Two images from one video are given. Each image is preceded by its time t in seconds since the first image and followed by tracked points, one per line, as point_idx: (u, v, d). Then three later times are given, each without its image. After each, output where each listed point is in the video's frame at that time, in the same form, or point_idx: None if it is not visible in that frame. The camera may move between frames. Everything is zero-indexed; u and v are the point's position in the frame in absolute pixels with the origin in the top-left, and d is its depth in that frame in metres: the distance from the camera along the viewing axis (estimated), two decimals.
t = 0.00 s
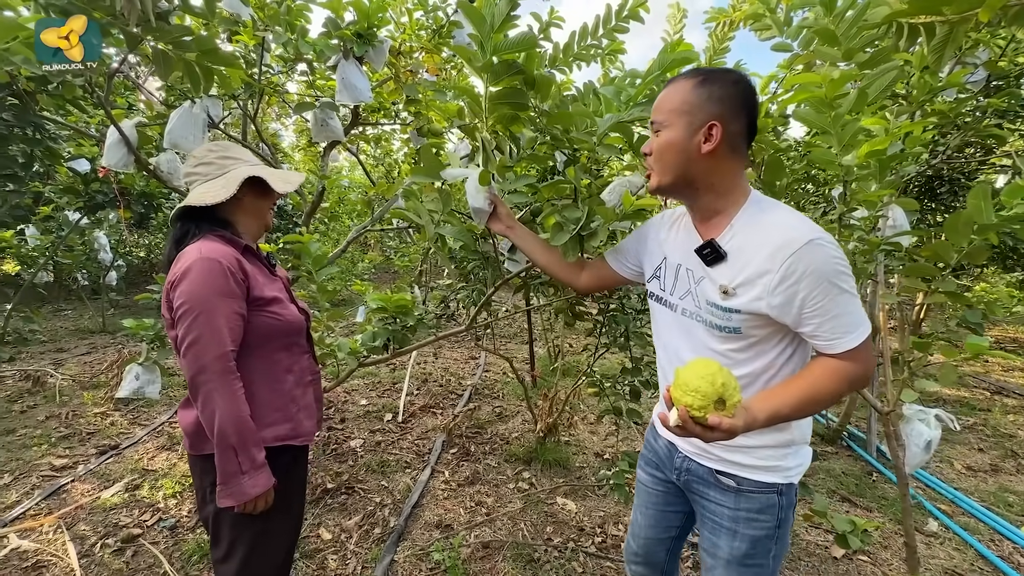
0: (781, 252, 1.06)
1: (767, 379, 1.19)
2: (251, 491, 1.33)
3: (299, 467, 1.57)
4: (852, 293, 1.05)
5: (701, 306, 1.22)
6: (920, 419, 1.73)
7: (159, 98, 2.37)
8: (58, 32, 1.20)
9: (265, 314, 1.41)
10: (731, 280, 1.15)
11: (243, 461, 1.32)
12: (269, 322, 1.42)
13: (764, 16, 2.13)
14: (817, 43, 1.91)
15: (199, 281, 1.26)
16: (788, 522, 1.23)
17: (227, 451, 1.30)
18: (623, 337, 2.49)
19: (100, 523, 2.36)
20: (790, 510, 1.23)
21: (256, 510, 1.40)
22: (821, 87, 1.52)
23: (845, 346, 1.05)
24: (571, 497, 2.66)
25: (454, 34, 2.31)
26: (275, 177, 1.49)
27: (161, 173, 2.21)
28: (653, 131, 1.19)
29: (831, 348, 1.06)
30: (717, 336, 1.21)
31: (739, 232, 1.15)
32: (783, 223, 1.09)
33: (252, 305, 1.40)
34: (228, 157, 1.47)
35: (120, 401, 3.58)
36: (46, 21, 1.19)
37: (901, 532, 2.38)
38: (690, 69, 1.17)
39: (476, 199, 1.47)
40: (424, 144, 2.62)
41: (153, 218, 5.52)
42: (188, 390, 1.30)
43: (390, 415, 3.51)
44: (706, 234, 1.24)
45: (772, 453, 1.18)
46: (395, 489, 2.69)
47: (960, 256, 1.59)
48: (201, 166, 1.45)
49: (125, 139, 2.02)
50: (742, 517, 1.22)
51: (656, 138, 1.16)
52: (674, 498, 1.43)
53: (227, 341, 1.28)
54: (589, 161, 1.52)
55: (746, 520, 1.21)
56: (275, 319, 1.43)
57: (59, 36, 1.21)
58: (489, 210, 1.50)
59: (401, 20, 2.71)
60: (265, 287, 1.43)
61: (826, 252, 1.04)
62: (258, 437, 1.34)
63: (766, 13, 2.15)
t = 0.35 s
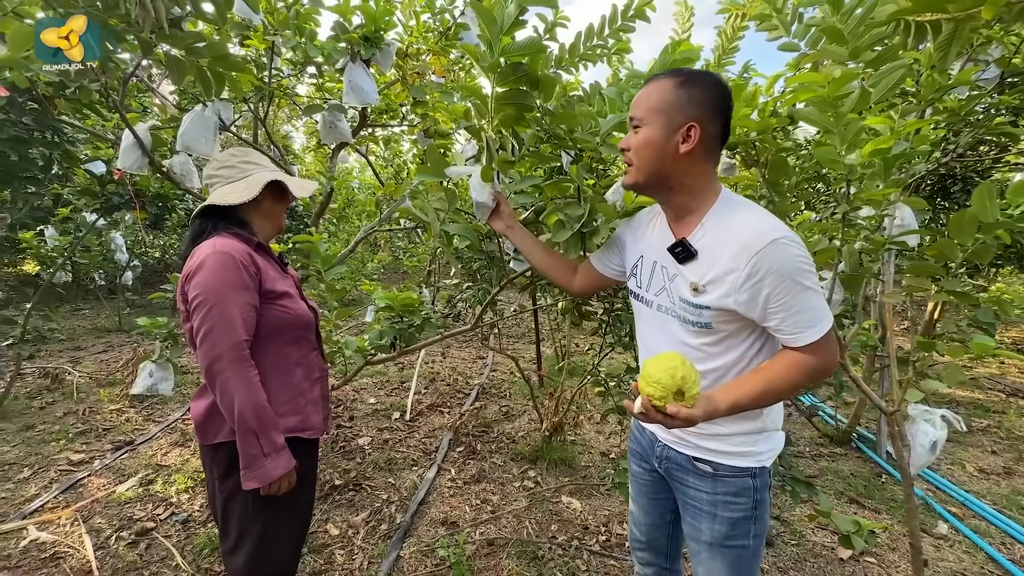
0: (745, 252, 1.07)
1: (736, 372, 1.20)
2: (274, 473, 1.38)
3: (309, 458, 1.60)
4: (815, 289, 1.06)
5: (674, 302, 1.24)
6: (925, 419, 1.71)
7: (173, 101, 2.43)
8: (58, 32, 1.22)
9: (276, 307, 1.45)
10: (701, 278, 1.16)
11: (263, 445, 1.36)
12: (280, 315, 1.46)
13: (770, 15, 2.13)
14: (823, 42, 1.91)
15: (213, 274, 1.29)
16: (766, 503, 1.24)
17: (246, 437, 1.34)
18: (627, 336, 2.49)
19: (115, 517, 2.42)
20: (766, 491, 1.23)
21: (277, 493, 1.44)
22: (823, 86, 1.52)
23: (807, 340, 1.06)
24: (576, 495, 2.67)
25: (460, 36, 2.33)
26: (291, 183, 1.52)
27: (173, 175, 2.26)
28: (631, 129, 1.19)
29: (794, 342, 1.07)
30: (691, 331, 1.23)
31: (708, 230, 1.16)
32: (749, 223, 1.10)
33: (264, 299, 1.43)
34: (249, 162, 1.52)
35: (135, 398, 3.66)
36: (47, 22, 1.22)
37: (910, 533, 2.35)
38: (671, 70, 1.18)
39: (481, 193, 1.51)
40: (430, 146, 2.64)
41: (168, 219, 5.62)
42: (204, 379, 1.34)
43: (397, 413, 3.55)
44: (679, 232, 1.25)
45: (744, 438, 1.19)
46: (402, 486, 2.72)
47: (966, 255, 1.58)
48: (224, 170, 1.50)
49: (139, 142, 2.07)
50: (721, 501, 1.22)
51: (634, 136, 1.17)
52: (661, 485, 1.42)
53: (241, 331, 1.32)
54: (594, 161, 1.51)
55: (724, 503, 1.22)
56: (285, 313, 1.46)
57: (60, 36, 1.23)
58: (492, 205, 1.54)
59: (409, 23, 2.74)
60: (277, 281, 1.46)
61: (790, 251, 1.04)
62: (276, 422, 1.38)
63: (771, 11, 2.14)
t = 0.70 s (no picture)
0: (722, 260, 1.09)
1: (719, 373, 1.21)
2: (310, 452, 1.43)
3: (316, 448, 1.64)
4: (792, 294, 1.07)
5: (659, 307, 1.25)
6: (929, 419, 1.71)
7: (184, 105, 2.48)
8: (57, 31, 1.19)
9: (291, 302, 1.48)
10: (682, 284, 1.18)
11: (299, 427, 1.41)
12: (294, 310, 1.49)
13: (777, 14, 2.12)
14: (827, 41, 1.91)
15: (233, 269, 1.33)
16: (752, 494, 1.25)
17: (283, 420, 1.38)
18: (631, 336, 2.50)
19: (128, 511, 2.47)
20: (752, 483, 1.25)
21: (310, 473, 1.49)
22: (824, 86, 1.53)
23: (785, 344, 1.07)
24: (580, 495, 2.68)
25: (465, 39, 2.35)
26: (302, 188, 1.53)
27: (185, 177, 2.30)
28: (603, 153, 1.21)
29: (773, 345, 1.08)
30: (675, 334, 1.24)
31: (688, 238, 1.17)
32: (727, 230, 1.11)
33: (280, 293, 1.46)
34: (263, 165, 1.53)
35: (148, 396, 3.73)
36: (45, 21, 1.19)
37: (917, 535, 2.34)
38: (622, 89, 1.19)
39: (475, 200, 1.52)
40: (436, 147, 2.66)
41: (180, 220, 5.71)
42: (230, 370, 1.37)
43: (404, 412, 3.58)
44: (664, 240, 1.26)
45: (730, 432, 1.20)
46: (407, 484, 2.75)
47: (969, 255, 1.57)
48: (238, 171, 1.53)
49: (151, 145, 2.11)
50: (709, 492, 1.23)
51: (607, 161, 1.18)
52: (655, 478, 1.43)
53: (265, 321, 1.35)
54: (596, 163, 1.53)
55: (712, 493, 1.23)
56: (299, 307, 1.50)
57: (59, 36, 1.21)
58: (486, 210, 1.55)
59: (415, 26, 2.77)
60: (291, 277, 1.50)
61: (765, 258, 1.06)
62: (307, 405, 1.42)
63: (777, 11, 2.13)
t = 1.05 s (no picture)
0: (716, 259, 1.10)
1: (713, 372, 1.21)
2: (305, 454, 1.44)
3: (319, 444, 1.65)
4: (786, 293, 1.07)
5: (656, 305, 1.26)
6: (933, 420, 1.70)
7: (193, 107, 2.52)
8: (57, 31, 1.09)
9: (296, 302, 1.50)
10: (677, 283, 1.18)
11: (293, 429, 1.42)
12: (299, 310, 1.51)
13: (782, 12, 2.11)
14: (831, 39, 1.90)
15: (238, 271, 1.35)
16: (747, 491, 1.26)
17: (278, 421, 1.39)
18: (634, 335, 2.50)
19: (137, 506, 2.51)
20: (747, 480, 1.25)
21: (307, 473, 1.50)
22: (826, 85, 1.53)
23: (779, 343, 1.07)
24: (584, 493, 2.69)
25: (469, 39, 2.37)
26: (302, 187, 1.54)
27: (193, 178, 2.33)
28: (596, 161, 1.22)
29: (766, 344, 1.08)
30: (671, 333, 1.25)
31: (684, 238, 1.18)
32: (721, 230, 1.12)
33: (285, 294, 1.49)
34: (266, 165, 1.55)
35: (157, 394, 3.78)
36: (45, 21, 1.09)
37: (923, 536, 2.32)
38: (607, 97, 1.20)
39: (472, 203, 1.51)
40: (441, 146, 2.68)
41: (189, 220, 5.77)
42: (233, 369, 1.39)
43: (409, 410, 3.60)
44: (661, 239, 1.27)
45: (724, 429, 1.21)
46: (412, 481, 2.77)
47: (974, 254, 1.56)
48: (241, 172, 1.55)
49: (160, 146, 2.15)
50: (703, 489, 1.24)
51: (601, 169, 1.20)
52: (652, 476, 1.43)
53: (267, 323, 1.37)
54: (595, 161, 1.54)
55: (706, 490, 1.24)
56: (304, 308, 1.52)
57: (59, 36, 1.11)
58: (484, 213, 1.54)
59: (421, 28, 2.79)
60: (296, 278, 1.52)
61: (758, 258, 1.06)
62: (304, 407, 1.43)
63: (782, 9, 2.12)
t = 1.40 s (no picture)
0: (715, 252, 1.10)
1: (710, 366, 1.22)
2: (293, 458, 1.44)
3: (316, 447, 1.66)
4: (784, 288, 1.08)
5: (654, 298, 1.27)
6: (936, 419, 1.70)
7: (199, 105, 2.54)
8: (57, 31, 1.01)
9: (296, 303, 1.52)
10: (676, 275, 1.19)
11: (282, 433, 1.43)
12: (299, 311, 1.53)
13: (787, 10, 2.10)
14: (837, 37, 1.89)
15: (237, 272, 1.37)
16: (741, 490, 1.26)
17: (266, 424, 1.41)
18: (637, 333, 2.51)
19: (145, 500, 2.55)
20: (742, 478, 1.26)
21: (298, 476, 1.50)
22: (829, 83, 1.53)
23: (775, 337, 1.08)
24: (586, 491, 2.70)
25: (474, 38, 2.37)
26: (308, 187, 1.55)
27: (200, 176, 2.35)
28: (602, 149, 1.24)
29: (764, 339, 1.09)
30: (668, 326, 1.26)
31: (684, 230, 1.18)
32: (723, 223, 1.12)
33: (285, 295, 1.50)
34: (273, 164, 1.58)
35: (165, 389, 3.83)
36: (43, 20, 1.01)
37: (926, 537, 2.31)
38: (620, 87, 1.21)
39: (473, 199, 1.52)
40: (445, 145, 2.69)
41: (196, 218, 5.82)
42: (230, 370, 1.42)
43: (413, 408, 3.62)
44: (662, 232, 1.27)
45: (719, 428, 1.21)
46: (415, 478, 2.79)
47: (978, 253, 1.55)
48: (247, 171, 1.57)
49: (168, 144, 2.17)
50: (697, 487, 1.25)
51: (604, 157, 1.22)
52: (648, 474, 1.44)
53: (263, 326, 1.39)
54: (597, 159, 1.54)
55: (700, 488, 1.25)
56: (304, 309, 1.54)
57: (59, 36, 1.03)
58: (485, 209, 1.54)
59: (425, 26, 2.80)
60: (297, 280, 1.53)
61: (758, 252, 1.07)
62: (294, 411, 1.44)
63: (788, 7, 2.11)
